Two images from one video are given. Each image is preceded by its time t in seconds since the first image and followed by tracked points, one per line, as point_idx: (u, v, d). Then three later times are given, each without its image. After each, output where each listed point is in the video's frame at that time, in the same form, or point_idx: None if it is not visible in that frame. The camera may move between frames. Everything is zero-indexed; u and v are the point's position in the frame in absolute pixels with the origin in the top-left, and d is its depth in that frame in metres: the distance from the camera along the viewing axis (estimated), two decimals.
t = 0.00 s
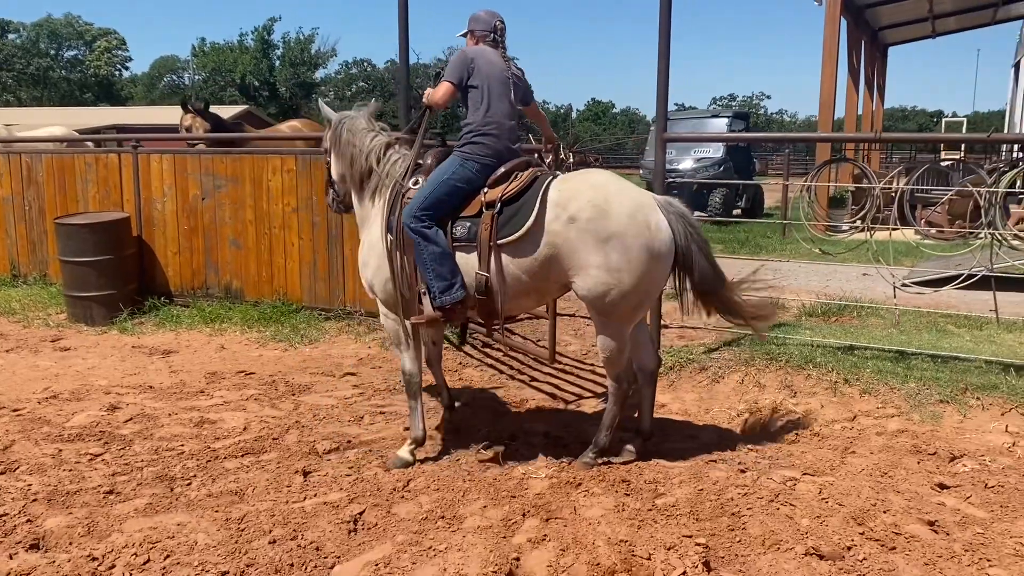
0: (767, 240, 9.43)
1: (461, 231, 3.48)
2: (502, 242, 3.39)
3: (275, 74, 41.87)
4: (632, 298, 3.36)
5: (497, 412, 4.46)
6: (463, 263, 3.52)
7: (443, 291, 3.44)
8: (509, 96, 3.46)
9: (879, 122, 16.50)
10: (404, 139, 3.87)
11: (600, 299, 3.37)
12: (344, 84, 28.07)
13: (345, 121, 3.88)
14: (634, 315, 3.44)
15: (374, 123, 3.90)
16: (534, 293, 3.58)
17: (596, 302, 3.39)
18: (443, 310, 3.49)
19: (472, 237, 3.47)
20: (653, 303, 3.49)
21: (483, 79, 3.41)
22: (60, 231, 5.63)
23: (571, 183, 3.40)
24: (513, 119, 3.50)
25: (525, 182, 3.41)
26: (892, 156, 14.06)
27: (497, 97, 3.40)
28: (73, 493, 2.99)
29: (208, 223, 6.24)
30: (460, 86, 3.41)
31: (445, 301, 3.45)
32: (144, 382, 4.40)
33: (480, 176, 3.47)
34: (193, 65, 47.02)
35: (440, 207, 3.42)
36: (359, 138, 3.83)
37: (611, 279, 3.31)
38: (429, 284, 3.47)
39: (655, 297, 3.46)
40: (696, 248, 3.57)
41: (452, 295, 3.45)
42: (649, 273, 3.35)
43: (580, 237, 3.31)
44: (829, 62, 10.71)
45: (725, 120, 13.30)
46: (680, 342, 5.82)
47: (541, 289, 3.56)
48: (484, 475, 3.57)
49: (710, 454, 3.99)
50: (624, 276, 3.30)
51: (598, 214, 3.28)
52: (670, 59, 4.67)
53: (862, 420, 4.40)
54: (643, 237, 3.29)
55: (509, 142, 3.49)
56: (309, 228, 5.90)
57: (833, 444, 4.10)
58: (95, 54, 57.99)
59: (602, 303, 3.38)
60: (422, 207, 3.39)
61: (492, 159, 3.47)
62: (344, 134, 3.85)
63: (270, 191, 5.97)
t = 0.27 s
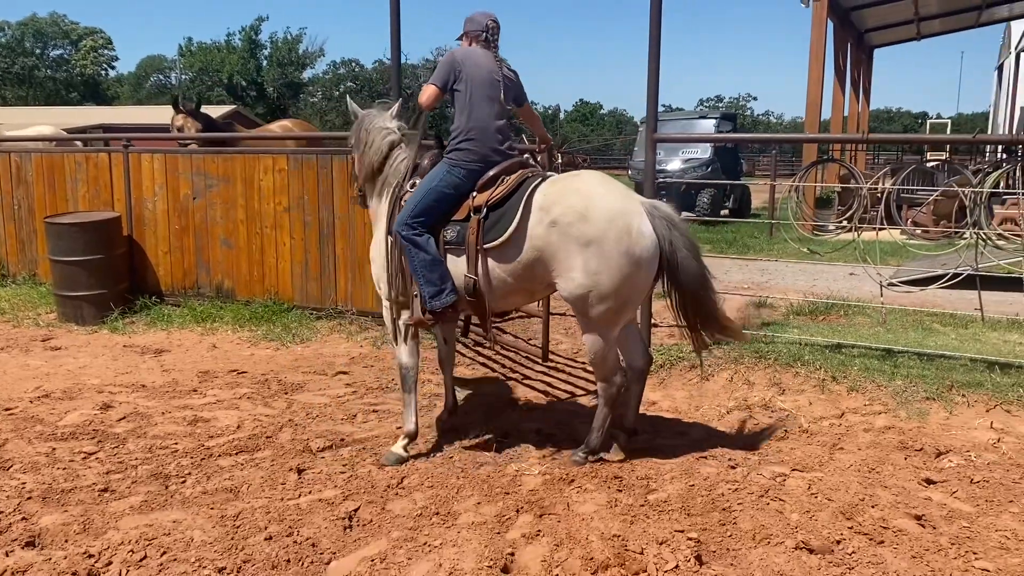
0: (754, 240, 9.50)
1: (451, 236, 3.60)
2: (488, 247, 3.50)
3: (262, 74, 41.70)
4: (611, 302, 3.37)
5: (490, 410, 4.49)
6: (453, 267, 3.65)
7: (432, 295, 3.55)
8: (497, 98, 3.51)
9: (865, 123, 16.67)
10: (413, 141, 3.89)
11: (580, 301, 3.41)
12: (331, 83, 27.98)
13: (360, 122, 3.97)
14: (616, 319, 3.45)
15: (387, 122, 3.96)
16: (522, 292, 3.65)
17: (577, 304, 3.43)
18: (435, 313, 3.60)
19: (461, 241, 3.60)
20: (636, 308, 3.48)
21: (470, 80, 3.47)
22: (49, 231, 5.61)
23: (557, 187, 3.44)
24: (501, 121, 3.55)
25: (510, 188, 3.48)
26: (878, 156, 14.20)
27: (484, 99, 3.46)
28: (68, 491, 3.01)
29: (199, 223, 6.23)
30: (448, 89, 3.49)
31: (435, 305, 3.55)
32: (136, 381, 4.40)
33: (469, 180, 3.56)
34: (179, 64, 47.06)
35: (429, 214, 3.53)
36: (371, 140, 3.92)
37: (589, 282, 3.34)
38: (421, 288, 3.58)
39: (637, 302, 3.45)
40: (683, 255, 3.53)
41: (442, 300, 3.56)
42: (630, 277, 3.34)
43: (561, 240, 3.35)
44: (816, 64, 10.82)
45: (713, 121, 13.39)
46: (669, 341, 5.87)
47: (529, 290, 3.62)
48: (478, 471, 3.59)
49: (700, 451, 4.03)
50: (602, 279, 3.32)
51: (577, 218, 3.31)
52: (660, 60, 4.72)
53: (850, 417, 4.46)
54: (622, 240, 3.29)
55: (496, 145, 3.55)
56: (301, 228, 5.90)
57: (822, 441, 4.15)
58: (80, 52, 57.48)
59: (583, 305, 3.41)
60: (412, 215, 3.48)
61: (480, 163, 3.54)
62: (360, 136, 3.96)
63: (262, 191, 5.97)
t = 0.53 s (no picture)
0: (744, 242, 9.55)
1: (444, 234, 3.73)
2: (474, 244, 3.56)
3: (252, 75, 41.53)
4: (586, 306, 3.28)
5: (483, 411, 4.49)
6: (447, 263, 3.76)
7: (427, 294, 3.72)
8: (485, 99, 3.63)
9: (853, 127, 16.81)
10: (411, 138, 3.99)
11: (558, 303, 3.36)
12: (321, 84, 27.90)
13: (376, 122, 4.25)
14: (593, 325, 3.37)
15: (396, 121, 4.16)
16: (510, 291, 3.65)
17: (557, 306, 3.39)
18: (431, 310, 3.77)
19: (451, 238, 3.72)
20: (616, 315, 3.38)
21: (457, 83, 3.64)
22: (39, 232, 5.58)
23: (545, 188, 3.41)
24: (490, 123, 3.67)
25: (499, 186, 3.55)
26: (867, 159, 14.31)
27: (469, 100, 3.60)
28: (59, 493, 2.99)
29: (190, 224, 6.21)
30: (436, 92, 3.71)
31: (429, 303, 3.72)
32: (127, 382, 4.38)
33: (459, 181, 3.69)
34: (167, 64, 46.81)
35: (423, 215, 3.71)
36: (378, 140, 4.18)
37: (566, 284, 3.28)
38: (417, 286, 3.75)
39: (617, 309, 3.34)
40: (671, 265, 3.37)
41: (436, 298, 3.71)
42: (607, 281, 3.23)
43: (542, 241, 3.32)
44: (805, 67, 10.90)
45: (703, 123, 13.45)
46: (661, 342, 5.89)
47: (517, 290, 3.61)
48: (470, 472, 3.59)
49: (692, 452, 4.05)
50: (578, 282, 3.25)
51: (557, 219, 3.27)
52: (652, 62, 4.75)
53: (840, 418, 4.50)
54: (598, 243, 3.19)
55: (485, 146, 3.65)
56: (292, 229, 5.89)
57: (812, 442, 4.18)
58: (67, 52, 57.22)
59: (561, 307, 3.36)
60: (404, 216, 3.68)
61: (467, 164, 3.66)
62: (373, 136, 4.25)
63: (253, 192, 5.95)
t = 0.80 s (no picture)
0: (736, 246, 9.58)
1: (431, 234, 3.87)
2: (457, 244, 3.68)
3: (244, 76, 41.42)
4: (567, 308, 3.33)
5: (475, 414, 4.50)
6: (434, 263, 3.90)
7: (415, 291, 3.87)
8: (474, 104, 3.73)
9: (844, 131, 16.91)
10: (415, 142, 4.22)
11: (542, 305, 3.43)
12: (314, 86, 27.85)
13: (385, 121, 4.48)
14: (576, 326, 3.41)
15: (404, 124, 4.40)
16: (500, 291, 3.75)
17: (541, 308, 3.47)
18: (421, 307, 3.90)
19: (439, 239, 3.84)
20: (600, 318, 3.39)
21: (447, 88, 3.75)
22: (30, 233, 5.55)
23: (527, 191, 3.49)
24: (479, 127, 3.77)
25: (482, 188, 3.66)
26: (858, 163, 14.40)
27: (457, 105, 3.71)
28: (50, 495, 2.98)
29: (182, 226, 6.19)
30: (428, 95, 3.83)
31: (418, 300, 3.85)
32: (118, 385, 4.36)
33: (448, 183, 3.82)
34: (159, 64, 46.64)
35: (412, 215, 3.87)
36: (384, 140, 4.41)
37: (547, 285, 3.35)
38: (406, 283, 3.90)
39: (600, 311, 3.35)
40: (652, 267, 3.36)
41: (425, 295, 3.85)
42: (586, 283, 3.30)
43: (523, 243, 3.41)
44: (797, 71, 10.96)
45: (695, 127, 13.49)
46: (652, 345, 5.91)
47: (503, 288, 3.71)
48: (462, 475, 3.59)
49: (684, 455, 4.06)
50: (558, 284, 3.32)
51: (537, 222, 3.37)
52: (644, 66, 4.77)
53: (831, 421, 4.53)
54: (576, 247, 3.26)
55: (472, 149, 3.78)
56: (285, 231, 5.88)
57: (803, 445, 4.21)
58: (58, 52, 56.92)
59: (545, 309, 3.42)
60: (394, 216, 3.87)
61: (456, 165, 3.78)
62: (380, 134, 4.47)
63: (246, 193, 5.94)
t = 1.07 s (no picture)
0: (729, 249, 9.60)
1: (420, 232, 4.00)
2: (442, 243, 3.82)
3: (239, 77, 41.34)
4: (546, 305, 3.41)
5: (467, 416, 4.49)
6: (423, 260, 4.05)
7: (402, 288, 3.98)
8: (467, 108, 3.85)
9: (838, 135, 16.98)
10: (415, 141, 4.33)
11: (523, 304, 3.52)
12: (309, 88, 27.81)
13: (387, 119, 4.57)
14: (555, 324, 3.47)
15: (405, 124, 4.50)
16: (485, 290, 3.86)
17: (522, 307, 3.53)
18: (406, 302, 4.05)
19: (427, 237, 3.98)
20: (579, 315, 3.47)
21: (442, 91, 3.86)
22: (21, 234, 5.54)
23: (509, 195, 3.62)
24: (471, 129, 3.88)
25: (470, 187, 3.80)
26: (851, 167, 14.45)
27: (451, 108, 3.83)
28: (38, 498, 2.97)
29: (174, 227, 6.18)
30: (425, 97, 3.96)
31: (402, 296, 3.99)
32: (108, 387, 4.34)
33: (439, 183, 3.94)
34: (153, 65, 46.52)
35: (404, 213, 4.01)
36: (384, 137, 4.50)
37: (527, 283, 3.44)
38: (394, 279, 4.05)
39: (578, 308, 3.43)
40: (630, 265, 3.45)
41: (410, 293, 3.98)
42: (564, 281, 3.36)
43: (505, 242, 3.53)
44: (791, 75, 11.00)
45: (689, 130, 13.52)
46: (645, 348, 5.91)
47: (487, 288, 3.82)
48: (453, 478, 3.58)
49: (675, 458, 4.06)
50: (536, 282, 3.40)
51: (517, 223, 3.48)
52: (637, 69, 4.79)
53: (822, 425, 4.54)
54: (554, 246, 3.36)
55: (463, 151, 3.90)
56: (277, 233, 5.87)
57: (794, 449, 4.21)
58: (52, 53, 56.73)
59: (525, 307, 3.50)
60: (387, 213, 4.02)
61: (447, 166, 3.91)
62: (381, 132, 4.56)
63: (238, 195, 5.93)
